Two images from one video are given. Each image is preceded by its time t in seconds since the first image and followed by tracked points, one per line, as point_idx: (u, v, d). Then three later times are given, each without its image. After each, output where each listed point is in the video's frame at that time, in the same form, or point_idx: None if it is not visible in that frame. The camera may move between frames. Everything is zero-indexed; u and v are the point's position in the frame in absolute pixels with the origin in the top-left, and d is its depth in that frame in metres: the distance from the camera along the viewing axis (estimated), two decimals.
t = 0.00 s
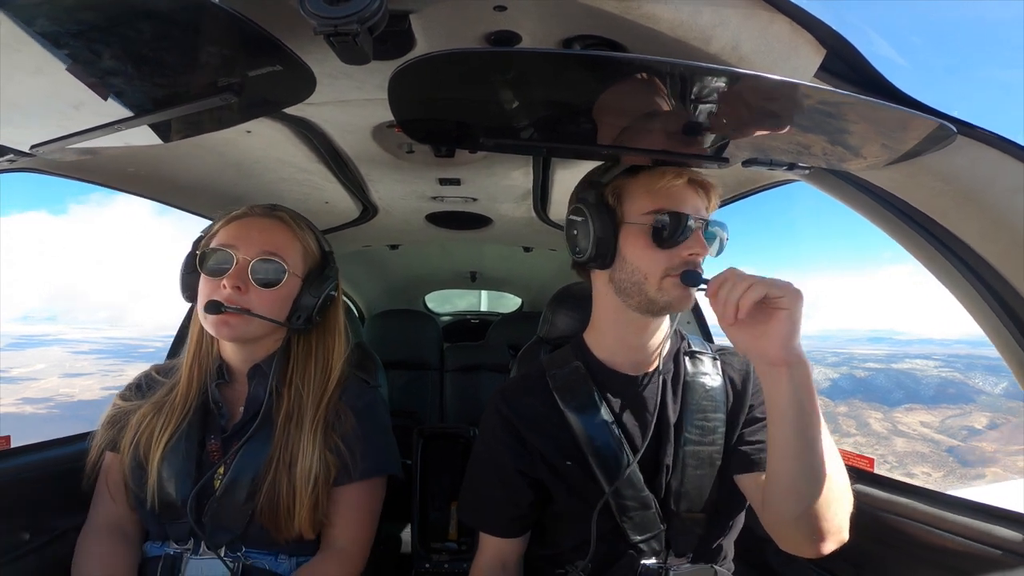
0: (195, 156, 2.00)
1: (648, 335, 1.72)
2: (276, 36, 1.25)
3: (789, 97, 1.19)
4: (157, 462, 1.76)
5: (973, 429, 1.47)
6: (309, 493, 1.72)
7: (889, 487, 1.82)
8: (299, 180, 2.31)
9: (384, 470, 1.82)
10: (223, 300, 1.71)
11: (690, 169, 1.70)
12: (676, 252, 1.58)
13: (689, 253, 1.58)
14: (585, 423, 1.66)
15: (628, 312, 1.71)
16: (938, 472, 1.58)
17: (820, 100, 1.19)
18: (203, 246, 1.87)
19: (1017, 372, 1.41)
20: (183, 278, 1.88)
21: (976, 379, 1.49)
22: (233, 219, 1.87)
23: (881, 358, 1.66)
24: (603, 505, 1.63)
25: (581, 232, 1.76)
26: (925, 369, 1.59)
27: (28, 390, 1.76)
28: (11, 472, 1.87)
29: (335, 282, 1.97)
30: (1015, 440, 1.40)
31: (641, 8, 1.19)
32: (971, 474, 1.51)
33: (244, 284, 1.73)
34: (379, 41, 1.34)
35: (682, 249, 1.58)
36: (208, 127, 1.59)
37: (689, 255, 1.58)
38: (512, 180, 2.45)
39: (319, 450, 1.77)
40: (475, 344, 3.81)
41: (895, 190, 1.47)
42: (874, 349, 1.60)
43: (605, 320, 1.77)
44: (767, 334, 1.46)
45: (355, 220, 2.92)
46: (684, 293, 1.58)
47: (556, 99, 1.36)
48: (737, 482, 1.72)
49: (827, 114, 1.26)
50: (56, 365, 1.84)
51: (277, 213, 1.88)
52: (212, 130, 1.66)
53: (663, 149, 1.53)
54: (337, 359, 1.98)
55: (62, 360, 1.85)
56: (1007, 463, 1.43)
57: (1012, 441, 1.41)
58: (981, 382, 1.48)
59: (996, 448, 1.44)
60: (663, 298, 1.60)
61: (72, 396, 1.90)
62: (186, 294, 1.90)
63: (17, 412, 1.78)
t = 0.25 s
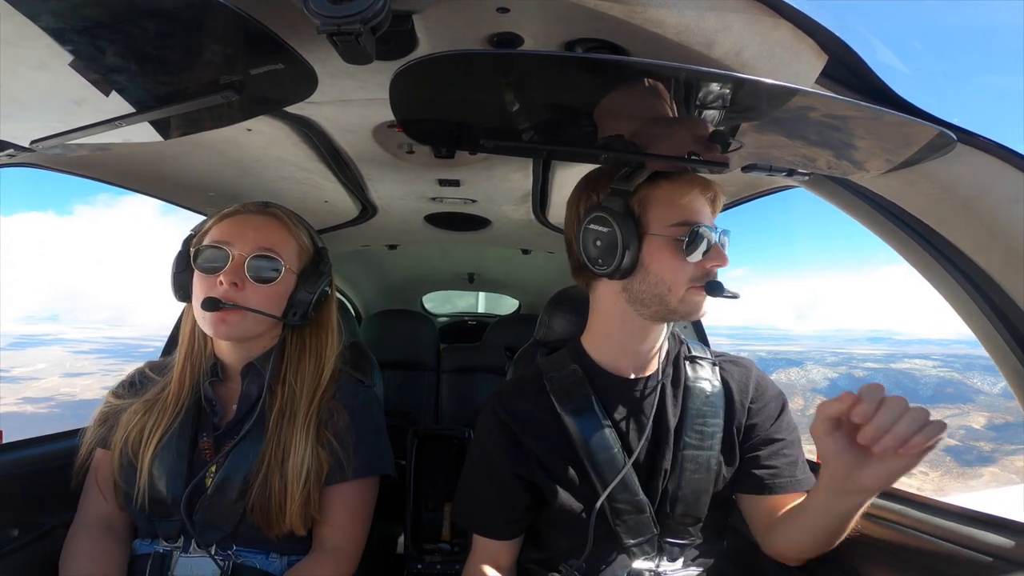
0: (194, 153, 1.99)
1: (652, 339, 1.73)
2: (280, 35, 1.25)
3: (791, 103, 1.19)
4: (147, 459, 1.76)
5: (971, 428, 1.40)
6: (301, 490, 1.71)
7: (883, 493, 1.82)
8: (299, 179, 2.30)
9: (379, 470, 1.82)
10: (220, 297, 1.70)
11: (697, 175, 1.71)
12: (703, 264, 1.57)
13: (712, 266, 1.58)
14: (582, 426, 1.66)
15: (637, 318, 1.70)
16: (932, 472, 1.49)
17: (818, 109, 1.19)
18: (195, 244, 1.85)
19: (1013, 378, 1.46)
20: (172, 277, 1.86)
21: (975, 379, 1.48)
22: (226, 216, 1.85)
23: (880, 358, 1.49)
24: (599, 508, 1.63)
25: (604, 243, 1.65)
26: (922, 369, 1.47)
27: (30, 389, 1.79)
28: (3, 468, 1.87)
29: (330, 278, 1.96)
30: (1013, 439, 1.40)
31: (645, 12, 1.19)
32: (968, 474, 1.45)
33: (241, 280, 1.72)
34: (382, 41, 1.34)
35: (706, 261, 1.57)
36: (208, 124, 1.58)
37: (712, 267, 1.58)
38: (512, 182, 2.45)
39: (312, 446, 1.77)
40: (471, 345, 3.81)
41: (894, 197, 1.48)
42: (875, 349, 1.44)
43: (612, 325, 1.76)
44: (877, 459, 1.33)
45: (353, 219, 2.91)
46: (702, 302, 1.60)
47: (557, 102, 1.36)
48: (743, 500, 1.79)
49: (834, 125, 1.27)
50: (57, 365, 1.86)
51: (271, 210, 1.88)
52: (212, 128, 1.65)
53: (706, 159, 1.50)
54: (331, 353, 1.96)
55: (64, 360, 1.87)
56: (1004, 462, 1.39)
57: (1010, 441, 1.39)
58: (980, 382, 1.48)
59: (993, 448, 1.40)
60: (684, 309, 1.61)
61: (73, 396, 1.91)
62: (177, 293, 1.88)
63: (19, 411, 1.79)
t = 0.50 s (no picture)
0: (194, 153, 1.99)
1: (659, 340, 1.74)
2: (280, 34, 1.25)
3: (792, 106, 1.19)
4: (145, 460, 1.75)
5: (969, 428, 1.50)
6: (299, 488, 1.71)
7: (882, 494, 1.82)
8: (299, 179, 2.30)
9: (379, 470, 1.82)
10: (226, 303, 1.70)
11: (705, 175, 1.71)
12: (714, 265, 1.60)
13: (721, 268, 1.61)
14: (582, 427, 1.66)
15: (645, 319, 1.71)
16: (932, 471, 1.57)
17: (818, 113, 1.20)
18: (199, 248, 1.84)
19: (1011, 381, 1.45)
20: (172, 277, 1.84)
21: (973, 379, 1.52)
22: (229, 218, 1.83)
23: (879, 358, 1.66)
24: (599, 509, 1.63)
25: (620, 244, 1.62)
26: (921, 369, 1.60)
27: (31, 389, 1.77)
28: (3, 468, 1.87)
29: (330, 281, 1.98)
30: (1011, 439, 1.43)
31: (646, 13, 1.19)
32: (968, 474, 1.50)
33: (247, 286, 1.72)
34: (383, 41, 1.34)
35: (718, 263, 1.60)
36: (209, 124, 1.58)
37: (721, 269, 1.61)
38: (512, 183, 2.45)
39: (311, 445, 1.77)
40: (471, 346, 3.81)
41: (894, 198, 1.48)
42: (875, 349, 1.60)
43: (621, 326, 1.75)
44: None
45: (354, 220, 2.91)
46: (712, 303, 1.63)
47: (557, 102, 1.36)
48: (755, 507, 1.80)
49: (835, 130, 1.26)
50: (58, 365, 1.84)
51: (276, 213, 1.87)
52: (213, 127, 1.65)
53: (723, 162, 1.50)
54: (331, 355, 1.97)
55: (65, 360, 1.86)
56: (1001, 462, 1.44)
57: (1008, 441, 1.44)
58: (978, 382, 1.51)
59: (991, 448, 1.46)
60: (696, 310, 1.63)
61: (74, 396, 1.91)
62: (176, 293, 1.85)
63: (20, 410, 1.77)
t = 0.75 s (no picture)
0: (196, 154, 2.00)
1: (674, 338, 1.75)
2: (281, 36, 1.25)
3: (791, 106, 1.19)
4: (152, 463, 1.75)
5: (967, 428, 1.49)
6: (303, 483, 1.71)
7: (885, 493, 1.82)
8: (300, 180, 2.30)
9: (385, 470, 1.82)
10: (271, 306, 1.70)
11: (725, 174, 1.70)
12: (732, 264, 1.60)
13: (739, 266, 1.61)
14: (591, 425, 1.66)
15: (662, 317, 1.71)
16: (930, 471, 1.57)
17: (818, 113, 1.20)
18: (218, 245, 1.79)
19: (1011, 377, 1.45)
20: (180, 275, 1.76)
21: (972, 379, 1.52)
22: (255, 219, 1.81)
23: (878, 358, 1.66)
24: (606, 508, 1.63)
25: (639, 243, 1.61)
26: (920, 369, 1.60)
27: (32, 388, 1.82)
28: None
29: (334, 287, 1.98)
30: (1009, 439, 1.43)
31: (645, 13, 1.19)
32: (964, 474, 1.50)
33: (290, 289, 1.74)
34: (383, 42, 1.34)
35: (737, 262, 1.60)
36: (210, 126, 1.59)
37: (739, 267, 1.61)
38: (513, 184, 2.45)
39: (315, 438, 1.77)
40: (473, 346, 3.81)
41: (895, 197, 1.48)
42: (874, 349, 1.60)
43: (640, 325, 1.74)
44: None
45: (355, 220, 2.92)
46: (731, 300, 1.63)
47: (557, 102, 1.36)
48: (761, 507, 1.78)
49: (829, 129, 1.26)
50: (58, 365, 1.88)
51: (298, 216, 1.87)
52: (214, 129, 1.66)
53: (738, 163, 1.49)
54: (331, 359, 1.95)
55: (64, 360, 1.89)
56: (999, 461, 1.44)
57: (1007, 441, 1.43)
58: (977, 382, 1.51)
59: (988, 447, 1.45)
60: (714, 308, 1.63)
61: (75, 394, 1.94)
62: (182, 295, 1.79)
63: (22, 409, 1.83)
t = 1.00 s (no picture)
0: (194, 161, 2.00)
1: (675, 341, 1.76)
2: (276, 42, 1.25)
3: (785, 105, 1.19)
4: (162, 474, 1.73)
5: (965, 428, 1.50)
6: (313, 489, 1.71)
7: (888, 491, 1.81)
8: (298, 186, 2.31)
9: (391, 478, 1.83)
10: (293, 321, 1.72)
11: (731, 180, 1.71)
12: (736, 268, 1.61)
13: (740, 271, 1.62)
14: (594, 429, 1.65)
15: (665, 321, 1.71)
16: (928, 471, 1.59)
17: (808, 115, 1.21)
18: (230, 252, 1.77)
19: (1012, 373, 1.47)
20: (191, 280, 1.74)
21: (971, 379, 1.52)
22: (269, 229, 1.81)
23: (878, 358, 1.64)
24: (609, 511, 1.63)
25: (645, 245, 1.59)
26: (919, 369, 1.59)
27: (32, 387, 1.69)
28: (6, 478, 1.86)
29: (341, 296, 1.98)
30: (1007, 438, 1.45)
31: (639, 14, 1.19)
32: (962, 473, 1.52)
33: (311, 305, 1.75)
34: (378, 48, 1.35)
35: (739, 266, 1.61)
36: (207, 133, 1.59)
37: (741, 272, 1.62)
38: (511, 187, 2.46)
39: (324, 446, 1.77)
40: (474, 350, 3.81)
41: (892, 195, 1.48)
42: (874, 349, 1.59)
43: (643, 327, 1.74)
44: None
45: (354, 226, 2.92)
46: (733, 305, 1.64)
47: (553, 105, 1.37)
48: (766, 508, 1.77)
49: (814, 127, 1.27)
50: (58, 363, 1.76)
51: (310, 229, 1.87)
52: (211, 136, 1.66)
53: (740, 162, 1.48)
54: (334, 369, 1.93)
55: (64, 358, 1.77)
56: (997, 461, 1.46)
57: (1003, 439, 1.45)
58: (977, 382, 1.52)
59: (987, 447, 1.47)
60: (716, 312, 1.63)
61: (76, 394, 1.82)
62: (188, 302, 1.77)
63: (22, 409, 1.70)
